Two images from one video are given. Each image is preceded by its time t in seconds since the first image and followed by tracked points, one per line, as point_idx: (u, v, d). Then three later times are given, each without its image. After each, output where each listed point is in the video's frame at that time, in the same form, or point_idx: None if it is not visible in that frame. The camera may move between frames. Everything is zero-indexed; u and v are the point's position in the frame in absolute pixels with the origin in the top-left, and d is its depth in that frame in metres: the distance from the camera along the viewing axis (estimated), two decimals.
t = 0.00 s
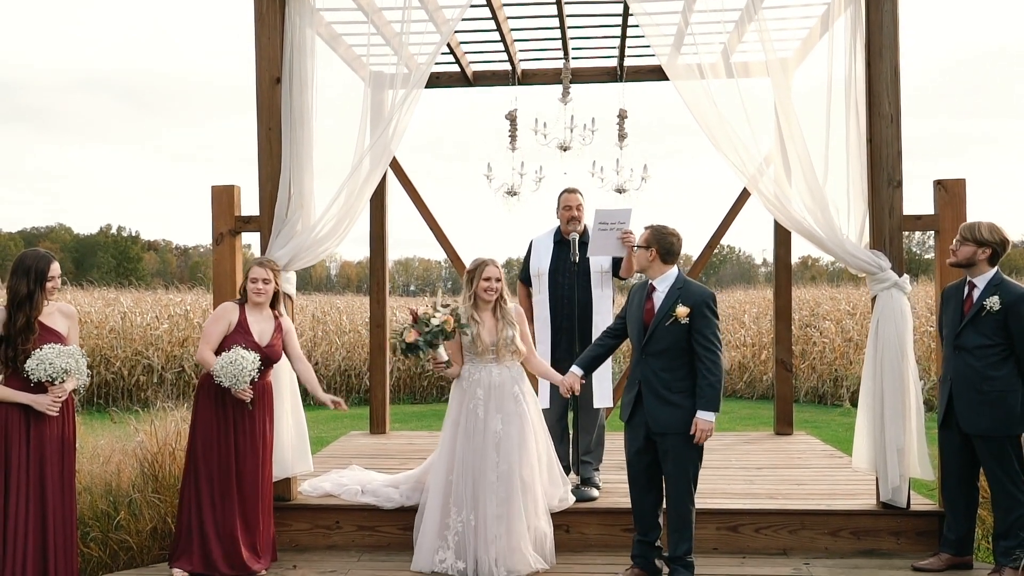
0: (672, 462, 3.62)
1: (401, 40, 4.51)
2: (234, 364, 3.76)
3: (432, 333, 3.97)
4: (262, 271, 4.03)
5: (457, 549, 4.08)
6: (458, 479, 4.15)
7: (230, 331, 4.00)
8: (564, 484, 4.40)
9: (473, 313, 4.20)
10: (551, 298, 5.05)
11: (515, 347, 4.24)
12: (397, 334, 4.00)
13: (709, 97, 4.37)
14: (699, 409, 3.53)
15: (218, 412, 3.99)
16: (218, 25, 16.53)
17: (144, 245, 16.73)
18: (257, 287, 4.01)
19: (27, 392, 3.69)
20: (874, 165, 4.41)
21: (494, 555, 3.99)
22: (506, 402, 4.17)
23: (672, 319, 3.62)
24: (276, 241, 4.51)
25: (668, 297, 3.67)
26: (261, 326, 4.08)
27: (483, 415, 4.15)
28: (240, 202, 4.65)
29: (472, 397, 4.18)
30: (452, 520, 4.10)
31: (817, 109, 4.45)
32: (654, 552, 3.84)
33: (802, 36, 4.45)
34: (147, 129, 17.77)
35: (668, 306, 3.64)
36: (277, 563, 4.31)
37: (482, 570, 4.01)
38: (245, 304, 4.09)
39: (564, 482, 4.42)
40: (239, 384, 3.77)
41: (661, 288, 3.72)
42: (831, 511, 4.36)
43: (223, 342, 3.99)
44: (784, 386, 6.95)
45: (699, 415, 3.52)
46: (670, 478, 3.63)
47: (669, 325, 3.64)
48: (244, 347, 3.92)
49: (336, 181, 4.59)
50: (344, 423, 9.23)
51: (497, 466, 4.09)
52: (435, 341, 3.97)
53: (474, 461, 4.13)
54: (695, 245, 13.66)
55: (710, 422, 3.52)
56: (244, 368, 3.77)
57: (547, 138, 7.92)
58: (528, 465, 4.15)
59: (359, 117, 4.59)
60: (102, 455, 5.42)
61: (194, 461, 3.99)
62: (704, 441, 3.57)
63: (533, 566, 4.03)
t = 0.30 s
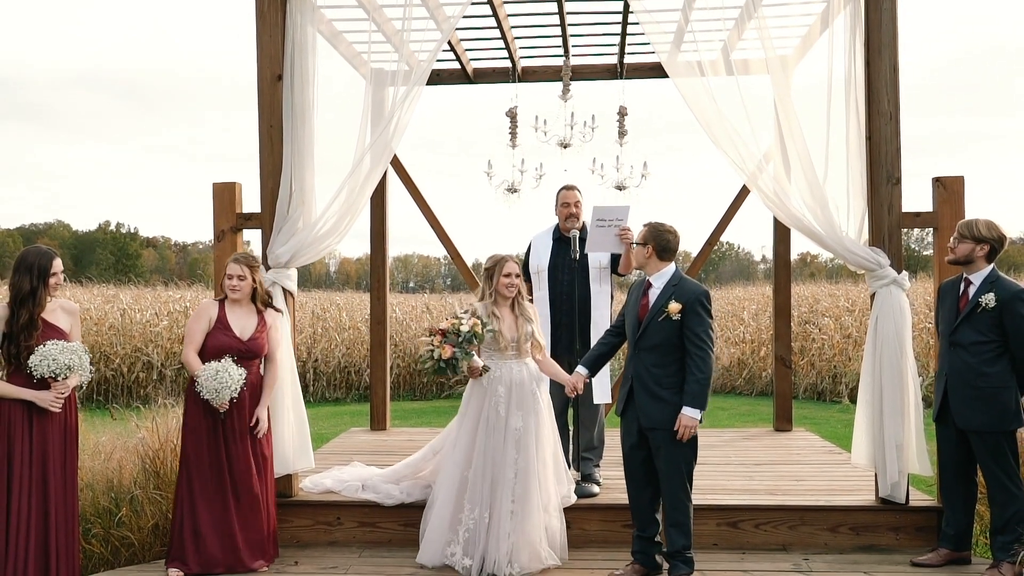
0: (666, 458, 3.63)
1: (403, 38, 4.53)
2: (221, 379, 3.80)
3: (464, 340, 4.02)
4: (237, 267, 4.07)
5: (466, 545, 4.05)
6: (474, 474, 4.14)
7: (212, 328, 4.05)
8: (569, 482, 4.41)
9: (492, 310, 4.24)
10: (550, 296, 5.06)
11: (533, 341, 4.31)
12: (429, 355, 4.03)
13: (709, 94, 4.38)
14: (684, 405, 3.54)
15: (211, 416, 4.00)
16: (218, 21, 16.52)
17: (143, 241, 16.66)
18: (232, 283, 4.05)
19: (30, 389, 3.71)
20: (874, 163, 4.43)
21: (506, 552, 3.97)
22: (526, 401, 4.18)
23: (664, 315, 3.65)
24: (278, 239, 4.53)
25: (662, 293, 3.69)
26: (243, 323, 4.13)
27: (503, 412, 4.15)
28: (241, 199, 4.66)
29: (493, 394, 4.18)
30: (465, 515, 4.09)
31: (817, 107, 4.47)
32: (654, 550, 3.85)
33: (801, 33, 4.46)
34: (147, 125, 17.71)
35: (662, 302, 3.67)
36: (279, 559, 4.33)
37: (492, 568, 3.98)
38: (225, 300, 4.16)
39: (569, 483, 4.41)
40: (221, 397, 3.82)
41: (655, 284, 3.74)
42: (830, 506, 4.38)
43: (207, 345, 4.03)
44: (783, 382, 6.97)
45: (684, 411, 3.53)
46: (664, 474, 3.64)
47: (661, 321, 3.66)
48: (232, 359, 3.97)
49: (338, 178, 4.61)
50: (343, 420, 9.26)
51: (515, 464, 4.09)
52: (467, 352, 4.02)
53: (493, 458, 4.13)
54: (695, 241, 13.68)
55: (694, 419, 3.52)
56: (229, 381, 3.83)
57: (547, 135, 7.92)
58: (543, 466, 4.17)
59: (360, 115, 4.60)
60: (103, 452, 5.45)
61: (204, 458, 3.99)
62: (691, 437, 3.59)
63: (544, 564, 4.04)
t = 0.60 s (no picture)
0: (662, 456, 3.64)
1: (400, 38, 4.52)
2: (183, 389, 3.76)
3: (485, 336, 3.95)
4: (208, 265, 4.01)
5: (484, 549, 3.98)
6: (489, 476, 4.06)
7: (178, 328, 3.99)
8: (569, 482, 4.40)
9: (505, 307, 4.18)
10: (548, 295, 5.07)
11: (541, 341, 4.26)
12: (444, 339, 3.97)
13: (706, 94, 4.39)
14: (665, 398, 3.53)
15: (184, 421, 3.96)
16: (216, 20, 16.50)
17: (140, 241, 16.03)
18: (203, 281, 3.99)
19: (29, 388, 3.71)
20: (870, 162, 4.45)
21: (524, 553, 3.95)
22: (533, 400, 4.15)
23: (664, 314, 3.66)
24: (275, 238, 4.54)
25: (662, 292, 3.70)
26: (210, 319, 4.06)
27: (513, 412, 4.09)
28: (239, 198, 4.66)
29: (502, 393, 4.11)
30: (481, 518, 4.00)
31: (813, 107, 4.48)
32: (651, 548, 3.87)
33: (798, 33, 4.48)
34: (145, 124, 17.70)
35: (661, 302, 3.68)
36: (277, 557, 4.34)
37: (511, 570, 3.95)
38: (192, 298, 4.09)
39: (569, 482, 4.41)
40: (183, 405, 3.77)
41: (654, 284, 3.75)
42: (825, 505, 4.40)
43: (176, 344, 3.98)
44: (780, 381, 6.99)
45: (661, 403, 3.52)
46: (660, 472, 3.65)
47: (661, 320, 3.67)
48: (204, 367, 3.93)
49: (336, 178, 4.62)
50: (341, 419, 9.29)
51: (527, 463, 4.06)
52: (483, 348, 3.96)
53: (507, 458, 4.06)
54: (692, 239, 13.70)
55: (670, 411, 3.50)
56: (193, 391, 3.77)
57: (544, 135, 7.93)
58: (550, 463, 4.16)
59: (358, 114, 4.61)
60: (101, 450, 5.50)
61: (209, 458, 3.97)
62: (662, 430, 3.54)
63: (552, 561, 4.07)
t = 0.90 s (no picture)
0: (661, 456, 3.65)
1: (398, 37, 4.52)
2: (179, 391, 3.79)
3: (492, 337, 3.94)
4: (189, 261, 4.01)
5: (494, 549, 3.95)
6: (493, 475, 4.03)
7: (160, 326, 3.96)
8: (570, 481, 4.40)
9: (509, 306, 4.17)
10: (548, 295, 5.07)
11: (543, 342, 4.23)
12: (452, 345, 3.97)
13: (704, 94, 4.39)
14: (686, 402, 3.58)
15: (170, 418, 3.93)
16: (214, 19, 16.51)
17: (138, 240, 15.74)
18: (185, 276, 3.99)
19: (27, 387, 3.71)
20: (867, 161, 4.46)
21: (537, 551, 3.93)
22: (533, 397, 4.14)
23: (666, 313, 3.66)
24: (274, 237, 4.54)
25: (661, 292, 3.71)
26: (191, 316, 4.04)
27: (513, 410, 4.07)
28: (238, 197, 4.66)
29: (501, 392, 4.10)
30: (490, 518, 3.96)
31: (811, 105, 4.49)
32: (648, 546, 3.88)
33: (796, 33, 4.49)
34: (144, 123, 17.67)
35: (662, 301, 3.68)
36: (275, 556, 4.34)
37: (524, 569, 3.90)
38: (171, 295, 4.05)
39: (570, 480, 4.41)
40: (177, 406, 3.79)
41: (652, 284, 3.75)
42: (824, 503, 4.40)
43: (157, 341, 3.96)
44: (778, 379, 7.00)
45: (686, 407, 3.56)
46: (659, 470, 3.66)
47: (663, 319, 3.67)
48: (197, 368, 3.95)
49: (335, 177, 4.63)
50: (339, 417, 9.29)
51: (531, 461, 4.04)
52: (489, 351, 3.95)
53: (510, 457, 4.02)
54: (690, 238, 13.69)
55: (696, 417, 3.56)
56: (187, 393, 3.80)
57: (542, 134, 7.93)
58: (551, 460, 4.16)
59: (357, 113, 4.62)
60: (100, 449, 5.77)
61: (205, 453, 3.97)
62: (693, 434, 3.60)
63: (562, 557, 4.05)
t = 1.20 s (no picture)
0: (659, 455, 3.65)
1: (397, 37, 4.52)
2: (191, 390, 3.81)
3: (495, 361, 3.85)
4: (185, 258, 4.00)
5: (495, 551, 3.93)
6: (493, 478, 4.01)
7: (157, 326, 3.96)
8: (568, 481, 4.41)
9: (507, 310, 4.16)
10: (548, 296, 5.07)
11: (540, 342, 4.25)
12: (454, 361, 3.86)
13: (703, 94, 4.40)
14: (688, 399, 3.59)
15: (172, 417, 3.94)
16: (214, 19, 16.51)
17: (139, 240, 15.24)
18: (181, 275, 3.98)
19: (26, 386, 3.71)
20: (866, 161, 4.47)
21: (539, 553, 3.91)
22: (532, 399, 4.13)
23: (663, 312, 3.66)
24: (273, 237, 4.55)
25: (656, 291, 3.71)
26: (186, 315, 4.04)
27: (513, 411, 4.05)
28: (237, 197, 4.67)
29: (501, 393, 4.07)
30: (491, 521, 3.95)
31: (810, 105, 4.49)
32: (646, 545, 3.89)
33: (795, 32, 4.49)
34: (144, 122, 17.65)
35: (658, 300, 3.69)
36: (274, 555, 4.35)
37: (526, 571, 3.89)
38: (167, 295, 4.05)
39: (569, 480, 4.42)
40: (191, 406, 3.82)
41: (646, 284, 3.75)
42: (822, 503, 4.41)
43: (155, 342, 3.95)
44: (777, 378, 7.00)
45: (691, 406, 3.58)
46: (657, 469, 3.67)
47: (659, 318, 3.68)
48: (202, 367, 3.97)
49: (334, 176, 4.63)
50: (339, 417, 9.29)
51: (532, 463, 4.03)
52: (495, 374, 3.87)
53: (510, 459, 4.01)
54: (690, 237, 13.69)
55: (700, 412, 3.57)
56: (200, 393, 3.84)
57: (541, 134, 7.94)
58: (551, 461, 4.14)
59: (356, 113, 4.62)
60: (100, 449, 5.85)
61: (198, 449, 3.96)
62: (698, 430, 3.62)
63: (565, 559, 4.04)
